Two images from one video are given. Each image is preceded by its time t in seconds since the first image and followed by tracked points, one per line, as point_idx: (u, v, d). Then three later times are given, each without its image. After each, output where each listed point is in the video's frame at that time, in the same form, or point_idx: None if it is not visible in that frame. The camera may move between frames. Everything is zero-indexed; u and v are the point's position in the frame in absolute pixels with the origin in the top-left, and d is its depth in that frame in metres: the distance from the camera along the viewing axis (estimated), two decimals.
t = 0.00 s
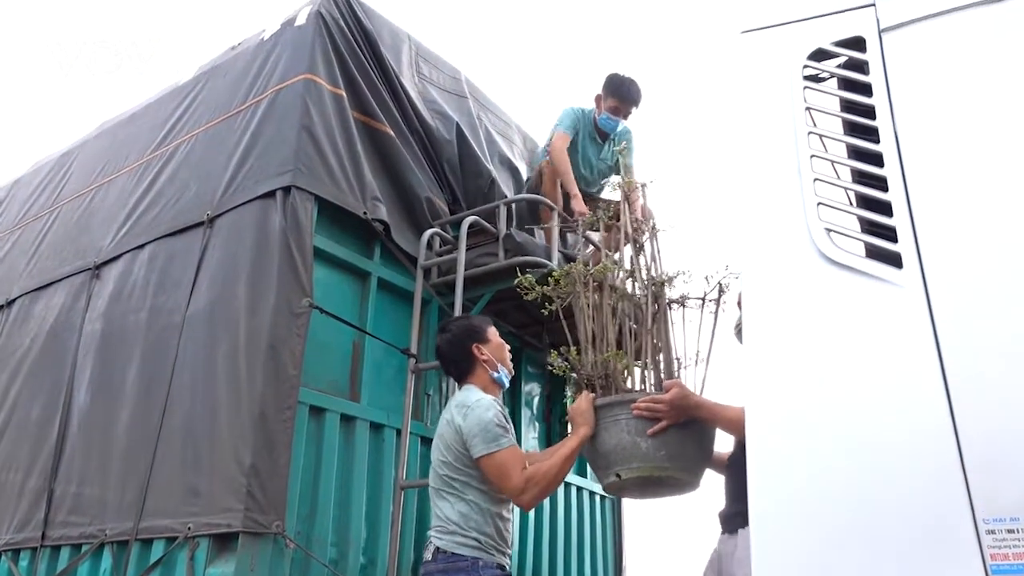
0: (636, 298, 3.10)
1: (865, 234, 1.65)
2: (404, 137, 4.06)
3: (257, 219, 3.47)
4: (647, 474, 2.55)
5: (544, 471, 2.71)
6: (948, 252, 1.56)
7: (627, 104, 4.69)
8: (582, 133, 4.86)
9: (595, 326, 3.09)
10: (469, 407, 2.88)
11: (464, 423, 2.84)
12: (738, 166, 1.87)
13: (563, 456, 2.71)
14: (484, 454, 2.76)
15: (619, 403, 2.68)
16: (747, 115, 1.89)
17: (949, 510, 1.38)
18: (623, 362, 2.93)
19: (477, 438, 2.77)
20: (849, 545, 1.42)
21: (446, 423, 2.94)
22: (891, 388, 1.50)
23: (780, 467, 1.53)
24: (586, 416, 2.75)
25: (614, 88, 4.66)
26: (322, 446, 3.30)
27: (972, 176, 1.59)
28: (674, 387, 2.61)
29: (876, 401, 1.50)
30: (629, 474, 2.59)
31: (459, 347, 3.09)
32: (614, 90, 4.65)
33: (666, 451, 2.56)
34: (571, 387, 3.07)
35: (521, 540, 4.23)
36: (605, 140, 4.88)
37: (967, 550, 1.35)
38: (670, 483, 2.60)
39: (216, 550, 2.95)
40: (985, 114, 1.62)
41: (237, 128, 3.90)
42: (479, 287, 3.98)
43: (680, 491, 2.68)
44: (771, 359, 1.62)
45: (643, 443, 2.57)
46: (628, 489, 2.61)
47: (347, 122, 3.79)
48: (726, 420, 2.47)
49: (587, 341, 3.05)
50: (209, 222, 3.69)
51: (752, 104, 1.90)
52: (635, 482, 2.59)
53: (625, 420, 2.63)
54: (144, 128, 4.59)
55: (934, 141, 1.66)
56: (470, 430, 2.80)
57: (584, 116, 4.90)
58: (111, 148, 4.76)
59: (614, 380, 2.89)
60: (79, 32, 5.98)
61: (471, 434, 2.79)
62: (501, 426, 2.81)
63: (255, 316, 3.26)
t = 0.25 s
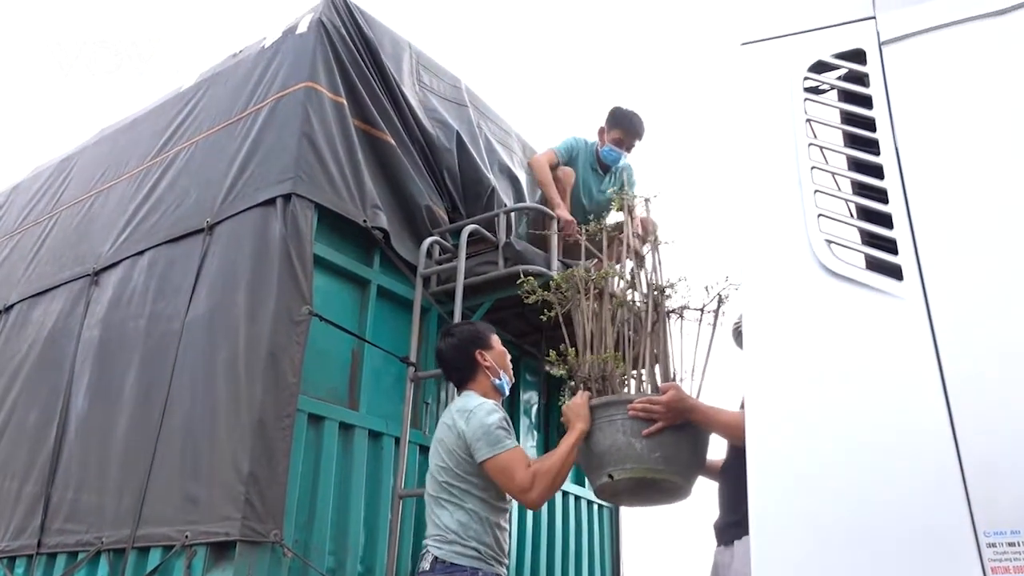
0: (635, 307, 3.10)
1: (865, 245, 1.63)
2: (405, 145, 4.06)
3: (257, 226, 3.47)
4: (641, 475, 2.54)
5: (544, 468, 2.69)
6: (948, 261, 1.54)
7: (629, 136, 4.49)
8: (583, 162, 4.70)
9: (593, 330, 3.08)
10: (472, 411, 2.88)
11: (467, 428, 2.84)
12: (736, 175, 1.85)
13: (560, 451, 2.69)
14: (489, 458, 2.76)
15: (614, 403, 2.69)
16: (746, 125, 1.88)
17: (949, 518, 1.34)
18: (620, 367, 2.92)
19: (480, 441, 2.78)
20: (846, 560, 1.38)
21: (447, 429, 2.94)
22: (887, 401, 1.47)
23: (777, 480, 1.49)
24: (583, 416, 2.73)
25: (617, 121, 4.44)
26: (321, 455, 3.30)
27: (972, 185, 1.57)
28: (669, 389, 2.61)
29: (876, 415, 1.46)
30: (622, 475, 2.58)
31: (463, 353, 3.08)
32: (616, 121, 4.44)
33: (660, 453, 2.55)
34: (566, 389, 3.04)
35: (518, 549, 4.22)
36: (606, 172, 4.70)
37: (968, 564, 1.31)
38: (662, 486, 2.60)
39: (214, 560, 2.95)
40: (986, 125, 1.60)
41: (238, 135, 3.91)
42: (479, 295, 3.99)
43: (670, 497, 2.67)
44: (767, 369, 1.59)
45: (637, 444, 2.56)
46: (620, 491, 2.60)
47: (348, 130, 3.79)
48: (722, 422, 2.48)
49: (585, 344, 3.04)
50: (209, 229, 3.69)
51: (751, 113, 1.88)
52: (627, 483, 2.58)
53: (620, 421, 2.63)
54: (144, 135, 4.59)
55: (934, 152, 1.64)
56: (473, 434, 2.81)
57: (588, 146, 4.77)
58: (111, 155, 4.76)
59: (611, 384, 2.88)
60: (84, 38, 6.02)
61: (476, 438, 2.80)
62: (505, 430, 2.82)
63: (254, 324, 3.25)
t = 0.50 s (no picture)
0: (629, 310, 3.11)
1: (864, 259, 1.63)
2: (404, 154, 4.07)
3: (256, 234, 3.47)
4: (632, 480, 2.53)
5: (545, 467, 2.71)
6: (947, 275, 1.54)
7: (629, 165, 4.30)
8: (583, 184, 4.61)
9: (586, 332, 3.07)
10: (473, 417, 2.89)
11: (468, 434, 2.85)
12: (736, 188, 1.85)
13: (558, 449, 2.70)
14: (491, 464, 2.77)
15: (606, 408, 2.68)
16: (746, 138, 1.88)
17: (948, 533, 1.34)
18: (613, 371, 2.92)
19: (482, 445, 2.78)
20: None
21: (446, 436, 2.94)
22: (885, 414, 1.46)
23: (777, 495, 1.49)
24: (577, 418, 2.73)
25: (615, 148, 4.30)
26: (318, 464, 3.29)
27: (971, 199, 1.57)
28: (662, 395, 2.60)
29: (875, 428, 1.46)
30: (612, 479, 2.57)
31: (466, 361, 3.08)
32: (617, 149, 4.28)
33: (651, 458, 2.54)
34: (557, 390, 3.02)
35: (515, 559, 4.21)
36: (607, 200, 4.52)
37: None
38: (651, 491, 2.59)
39: (209, 569, 2.93)
40: (985, 140, 1.61)
41: (237, 143, 3.91)
42: (478, 304, 4.00)
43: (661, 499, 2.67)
44: (765, 380, 1.59)
45: (628, 448, 2.56)
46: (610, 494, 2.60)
47: (348, 139, 3.80)
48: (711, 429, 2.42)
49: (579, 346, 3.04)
50: (207, 237, 3.68)
51: (751, 127, 1.89)
52: (618, 487, 2.57)
53: (612, 425, 2.63)
54: (144, 141, 4.59)
55: (933, 165, 1.64)
56: (476, 440, 2.81)
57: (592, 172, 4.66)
58: (110, 162, 4.76)
59: (604, 388, 2.88)
60: (85, 42, 6.04)
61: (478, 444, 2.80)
62: (506, 435, 2.84)
63: (252, 333, 3.25)
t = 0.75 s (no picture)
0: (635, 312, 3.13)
1: (863, 268, 1.62)
2: (403, 160, 4.07)
3: (255, 239, 3.46)
4: (626, 471, 2.41)
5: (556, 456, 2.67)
6: (947, 285, 1.53)
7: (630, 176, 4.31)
8: (583, 196, 4.57)
9: (591, 329, 3.10)
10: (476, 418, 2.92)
11: (473, 436, 2.88)
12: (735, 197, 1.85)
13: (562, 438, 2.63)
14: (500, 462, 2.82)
15: (606, 398, 2.58)
16: (745, 147, 1.88)
17: (947, 544, 1.34)
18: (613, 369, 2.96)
19: (491, 443, 2.84)
20: None
21: (450, 438, 2.95)
22: (882, 424, 1.46)
23: (774, 504, 1.49)
24: (578, 408, 2.63)
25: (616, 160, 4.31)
26: (316, 470, 3.29)
27: (971, 209, 1.57)
28: (661, 387, 2.48)
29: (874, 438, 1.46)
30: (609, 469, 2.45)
31: (474, 362, 3.10)
32: (618, 162, 4.29)
33: (647, 449, 2.42)
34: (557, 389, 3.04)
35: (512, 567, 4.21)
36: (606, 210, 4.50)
37: None
38: (649, 484, 2.46)
39: None
40: (984, 151, 1.61)
41: (237, 148, 3.91)
42: (476, 311, 4.00)
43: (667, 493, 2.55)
44: (763, 389, 1.59)
45: (625, 439, 2.44)
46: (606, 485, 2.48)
47: (348, 145, 3.80)
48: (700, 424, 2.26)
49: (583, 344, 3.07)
50: (206, 242, 3.68)
51: (750, 136, 1.89)
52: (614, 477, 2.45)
53: (611, 416, 2.52)
54: (142, 147, 4.59)
55: (932, 175, 1.65)
56: (483, 440, 2.85)
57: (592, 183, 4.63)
58: (109, 166, 4.76)
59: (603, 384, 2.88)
60: (86, 43, 6.14)
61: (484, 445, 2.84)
62: (512, 433, 2.89)
63: (250, 338, 3.24)
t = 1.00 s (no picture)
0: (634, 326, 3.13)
1: (860, 277, 1.63)
2: (401, 167, 4.08)
3: (253, 245, 3.46)
4: (617, 478, 2.47)
5: (557, 460, 2.70)
6: (944, 294, 1.54)
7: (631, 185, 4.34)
8: (581, 203, 4.58)
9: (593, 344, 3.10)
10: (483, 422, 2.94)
11: (483, 440, 2.90)
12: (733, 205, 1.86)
13: (562, 444, 2.69)
14: (507, 466, 2.86)
15: (602, 407, 2.65)
16: (743, 156, 1.89)
17: (944, 553, 1.34)
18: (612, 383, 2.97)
19: (500, 444, 2.87)
20: None
21: (453, 442, 2.94)
22: (878, 433, 1.46)
23: (771, 513, 1.49)
24: (575, 418, 2.70)
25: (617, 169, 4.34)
26: (312, 477, 3.29)
27: (967, 219, 1.58)
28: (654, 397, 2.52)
29: (871, 447, 1.46)
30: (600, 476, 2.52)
31: (479, 369, 3.11)
32: (618, 169, 4.34)
33: (638, 457, 2.46)
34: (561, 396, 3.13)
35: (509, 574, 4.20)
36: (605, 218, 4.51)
37: None
38: (641, 492, 2.50)
39: None
40: (981, 161, 1.61)
41: (235, 154, 3.91)
42: (473, 318, 4.00)
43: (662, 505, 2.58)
44: (760, 397, 1.59)
45: (616, 446, 2.50)
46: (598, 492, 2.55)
47: (346, 151, 3.80)
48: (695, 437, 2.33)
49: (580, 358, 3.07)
50: (203, 248, 3.68)
51: (748, 145, 1.90)
52: (605, 484, 2.52)
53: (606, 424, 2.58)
54: (140, 152, 4.59)
55: (929, 185, 1.65)
56: (491, 443, 2.88)
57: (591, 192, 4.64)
58: (107, 171, 4.76)
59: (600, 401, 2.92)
60: (85, 45, 6.15)
61: (495, 448, 2.88)
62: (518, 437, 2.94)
63: (248, 344, 3.24)
